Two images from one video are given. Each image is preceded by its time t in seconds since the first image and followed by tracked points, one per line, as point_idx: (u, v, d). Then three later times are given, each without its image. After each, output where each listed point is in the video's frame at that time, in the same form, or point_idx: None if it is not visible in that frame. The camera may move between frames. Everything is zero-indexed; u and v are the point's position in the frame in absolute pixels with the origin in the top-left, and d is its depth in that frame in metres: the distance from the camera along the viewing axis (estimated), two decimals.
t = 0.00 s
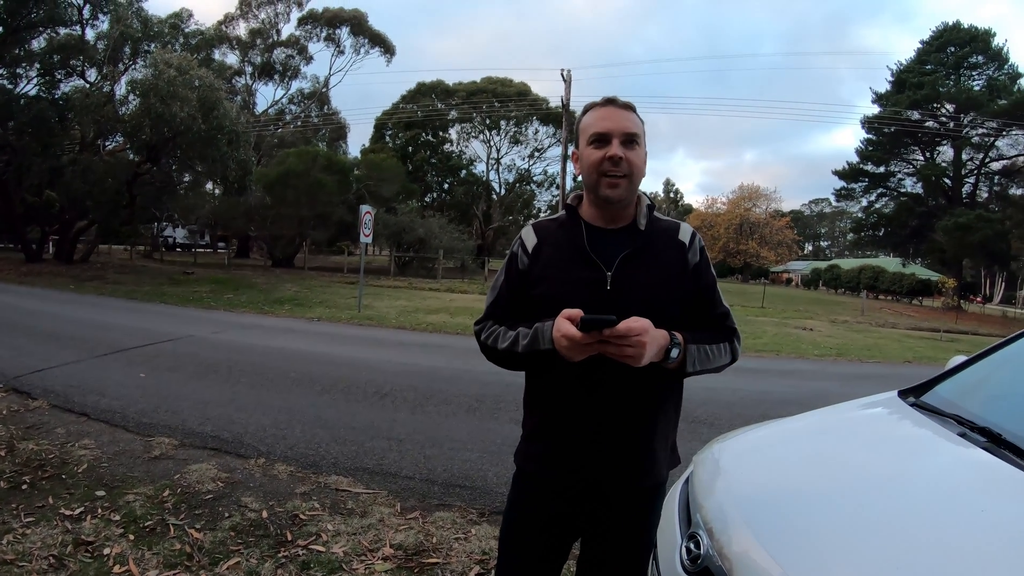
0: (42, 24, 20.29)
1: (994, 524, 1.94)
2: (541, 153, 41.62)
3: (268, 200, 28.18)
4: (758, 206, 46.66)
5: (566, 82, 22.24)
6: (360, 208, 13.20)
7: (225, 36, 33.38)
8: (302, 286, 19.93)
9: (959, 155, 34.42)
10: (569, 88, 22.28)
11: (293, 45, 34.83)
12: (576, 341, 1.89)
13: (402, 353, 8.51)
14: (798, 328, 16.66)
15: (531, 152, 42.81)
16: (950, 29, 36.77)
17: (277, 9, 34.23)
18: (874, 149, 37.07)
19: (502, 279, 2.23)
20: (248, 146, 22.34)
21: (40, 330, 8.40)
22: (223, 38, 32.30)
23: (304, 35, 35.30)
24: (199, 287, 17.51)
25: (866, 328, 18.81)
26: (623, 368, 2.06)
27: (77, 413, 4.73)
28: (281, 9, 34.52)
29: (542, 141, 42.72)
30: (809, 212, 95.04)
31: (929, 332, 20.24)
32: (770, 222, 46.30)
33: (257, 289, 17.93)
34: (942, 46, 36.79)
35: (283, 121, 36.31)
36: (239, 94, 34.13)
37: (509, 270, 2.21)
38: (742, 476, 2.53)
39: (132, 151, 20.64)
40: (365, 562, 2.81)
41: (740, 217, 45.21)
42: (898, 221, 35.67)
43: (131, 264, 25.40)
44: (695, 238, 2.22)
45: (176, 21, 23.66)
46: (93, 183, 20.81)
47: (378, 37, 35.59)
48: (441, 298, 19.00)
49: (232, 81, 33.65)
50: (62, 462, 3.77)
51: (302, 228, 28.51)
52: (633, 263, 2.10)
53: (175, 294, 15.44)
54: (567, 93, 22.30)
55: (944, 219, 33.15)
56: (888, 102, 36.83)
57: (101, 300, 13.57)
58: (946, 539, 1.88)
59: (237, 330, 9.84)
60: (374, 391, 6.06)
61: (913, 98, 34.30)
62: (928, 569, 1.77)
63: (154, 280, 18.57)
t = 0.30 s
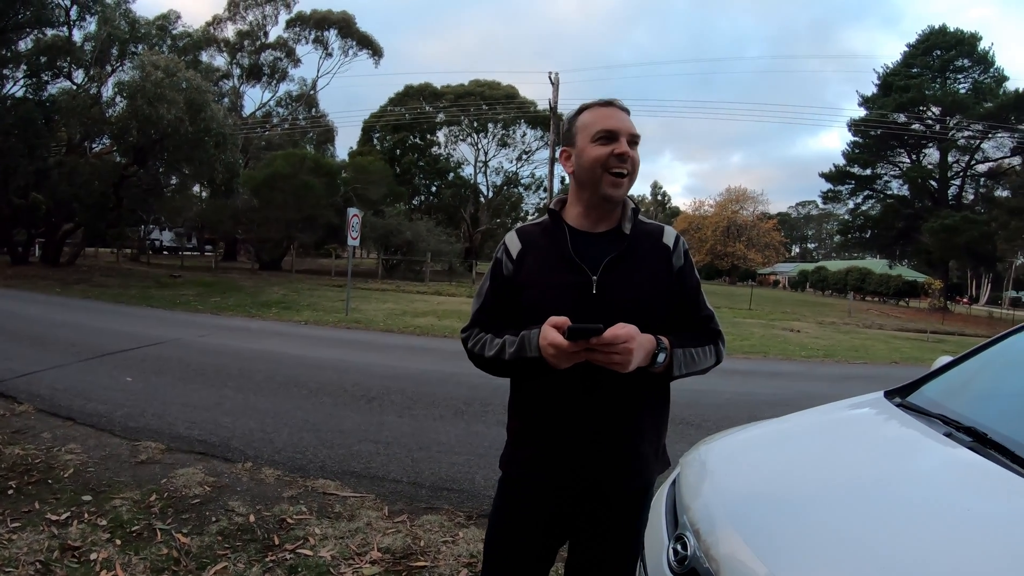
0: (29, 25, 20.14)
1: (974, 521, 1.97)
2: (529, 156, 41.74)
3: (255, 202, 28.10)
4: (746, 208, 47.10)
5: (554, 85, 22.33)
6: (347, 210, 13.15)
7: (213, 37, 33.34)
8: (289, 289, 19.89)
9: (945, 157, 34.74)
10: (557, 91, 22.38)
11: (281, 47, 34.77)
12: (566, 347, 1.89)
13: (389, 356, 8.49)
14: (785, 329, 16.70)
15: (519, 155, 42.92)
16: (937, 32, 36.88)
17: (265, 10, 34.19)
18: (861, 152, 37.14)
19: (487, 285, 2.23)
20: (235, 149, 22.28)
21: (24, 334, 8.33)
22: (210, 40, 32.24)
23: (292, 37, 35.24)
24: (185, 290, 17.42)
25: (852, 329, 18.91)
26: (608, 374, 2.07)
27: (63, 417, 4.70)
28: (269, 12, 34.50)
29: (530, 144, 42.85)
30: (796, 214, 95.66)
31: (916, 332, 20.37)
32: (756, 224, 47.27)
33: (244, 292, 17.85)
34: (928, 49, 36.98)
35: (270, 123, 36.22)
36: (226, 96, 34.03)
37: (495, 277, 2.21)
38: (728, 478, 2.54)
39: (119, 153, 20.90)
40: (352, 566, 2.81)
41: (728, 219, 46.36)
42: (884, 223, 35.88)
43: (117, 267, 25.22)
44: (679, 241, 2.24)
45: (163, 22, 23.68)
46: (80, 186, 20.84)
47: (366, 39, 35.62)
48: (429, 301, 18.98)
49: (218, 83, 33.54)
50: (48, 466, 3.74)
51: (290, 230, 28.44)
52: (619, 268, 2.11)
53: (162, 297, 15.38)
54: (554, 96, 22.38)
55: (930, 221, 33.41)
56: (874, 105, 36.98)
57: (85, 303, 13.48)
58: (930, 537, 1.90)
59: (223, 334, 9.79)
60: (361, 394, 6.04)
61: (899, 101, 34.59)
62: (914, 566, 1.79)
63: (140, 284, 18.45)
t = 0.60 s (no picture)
0: (18, 29, 20.11)
1: (958, 523, 1.98)
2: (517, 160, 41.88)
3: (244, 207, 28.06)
4: (734, 212, 47.45)
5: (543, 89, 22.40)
6: (336, 216, 13.14)
7: (201, 42, 33.33)
8: (278, 295, 19.89)
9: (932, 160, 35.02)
10: (545, 96, 22.48)
11: (269, 51, 34.95)
12: (560, 359, 1.90)
13: (378, 362, 8.49)
14: (773, 332, 16.80)
15: (508, 159, 43.05)
16: (923, 36, 37.19)
17: (253, 15, 34.21)
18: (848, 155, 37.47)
19: (474, 292, 2.22)
20: (224, 154, 22.26)
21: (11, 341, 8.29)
22: (198, 44, 32.26)
23: (280, 41, 35.19)
24: (173, 296, 17.38)
25: (840, 331, 19.04)
26: (595, 384, 2.08)
27: (51, 424, 4.69)
28: (258, 16, 34.56)
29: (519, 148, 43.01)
30: (784, 217, 96.45)
31: (902, 334, 20.53)
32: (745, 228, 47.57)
33: (233, 297, 17.82)
34: (914, 53, 37.25)
35: (258, 128, 36.21)
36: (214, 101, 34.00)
37: (480, 285, 2.21)
38: (714, 482, 2.55)
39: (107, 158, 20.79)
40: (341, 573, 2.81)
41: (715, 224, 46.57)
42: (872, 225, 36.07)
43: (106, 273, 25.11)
44: (663, 251, 2.26)
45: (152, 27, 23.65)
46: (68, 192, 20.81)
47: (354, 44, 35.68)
48: (418, 306, 19.01)
49: (206, 88, 33.52)
50: (36, 474, 3.72)
51: (278, 236, 28.41)
52: (606, 276, 2.12)
53: (150, 303, 15.34)
54: (544, 100, 22.43)
55: (918, 223, 33.66)
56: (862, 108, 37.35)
57: (73, 309, 13.42)
58: (916, 539, 1.91)
59: (212, 339, 9.76)
60: (349, 400, 6.03)
61: (885, 104, 34.88)
62: (900, 568, 1.79)
63: (129, 289, 18.39)
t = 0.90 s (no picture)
0: (7, 36, 20.20)
1: (946, 520, 1.99)
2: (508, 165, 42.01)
3: (234, 214, 28.00)
4: (724, 214, 47.70)
5: (533, 94, 22.53)
6: (327, 222, 13.10)
7: (192, 48, 33.30)
8: (270, 301, 19.86)
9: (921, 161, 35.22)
10: (536, 101, 22.60)
11: (258, 58, 34.83)
12: (550, 363, 1.89)
13: (369, 367, 8.49)
14: (765, 334, 16.85)
15: (499, 164, 43.17)
16: (911, 38, 37.32)
17: (244, 21, 34.23)
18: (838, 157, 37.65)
19: (463, 297, 2.21)
20: (214, 160, 22.22)
21: None
22: (188, 51, 32.20)
23: (271, 47, 35.16)
24: (165, 303, 17.33)
25: (831, 333, 19.11)
26: (584, 389, 2.08)
27: (42, 433, 4.68)
28: (249, 22, 34.57)
29: (510, 153, 43.15)
30: (774, 219, 97.01)
31: (894, 334, 20.61)
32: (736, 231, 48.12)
33: (224, 304, 17.78)
34: (903, 55, 37.35)
35: (249, 134, 36.19)
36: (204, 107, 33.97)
37: (470, 289, 2.20)
38: (704, 485, 2.55)
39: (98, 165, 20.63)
40: None
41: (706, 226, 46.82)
42: (863, 226, 36.20)
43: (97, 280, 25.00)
44: (650, 256, 2.27)
45: (142, 33, 23.64)
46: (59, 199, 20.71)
47: (345, 50, 35.79)
48: (409, 312, 19.00)
49: (197, 94, 33.44)
50: (29, 483, 3.71)
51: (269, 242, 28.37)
52: (595, 282, 2.13)
53: (141, 311, 15.29)
54: (534, 105, 22.50)
55: (909, 223, 33.83)
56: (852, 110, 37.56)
57: (62, 318, 13.36)
58: (905, 537, 1.91)
59: (203, 347, 9.73)
60: (341, 406, 6.03)
61: (875, 106, 35.02)
62: (890, 566, 1.79)
63: (120, 297, 18.30)
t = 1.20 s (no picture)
0: None
1: (937, 520, 1.99)
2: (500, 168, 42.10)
3: (226, 220, 27.92)
4: (717, 216, 47.85)
5: (524, 98, 22.59)
6: (318, 228, 13.06)
7: (183, 54, 33.24)
8: (262, 308, 19.83)
9: (911, 160, 35.46)
10: (527, 105, 22.66)
11: (248, 64, 34.71)
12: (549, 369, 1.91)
13: (361, 373, 8.48)
14: (757, 335, 16.89)
15: (491, 168, 43.26)
16: (900, 39, 37.51)
17: (235, 27, 34.20)
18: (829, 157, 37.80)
19: (457, 300, 2.23)
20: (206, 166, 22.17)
21: None
22: (178, 57, 32.09)
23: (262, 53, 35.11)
24: (157, 310, 17.27)
25: (823, 333, 19.19)
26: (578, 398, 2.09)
27: (35, 442, 4.66)
28: (239, 28, 34.49)
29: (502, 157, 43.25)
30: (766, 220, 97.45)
31: (886, 334, 20.69)
32: (727, 232, 48.36)
33: (216, 312, 17.75)
34: (892, 55, 37.46)
35: (241, 140, 36.13)
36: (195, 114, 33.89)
37: (464, 292, 2.21)
38: (698, 486, 2.55)
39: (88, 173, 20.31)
40: None
41: (699, 228, 47.01)
42: (854, 226, 36.37)
43: (89, 288, 24.88)
44: (644, 262, 2.28)
45: (133, 40, 23.59)
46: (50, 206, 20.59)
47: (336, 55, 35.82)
48: (402, 317, 19.00)
49: (187, 100, 33.31)
50: (22, 493, 3.70)
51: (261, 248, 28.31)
52: (589, 287, 2.13)
53: (133, 318, 15.25)
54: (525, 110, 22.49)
55: (899, 223, 33.99)
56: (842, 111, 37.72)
57: (53, 326, 13.31)
58: (897, 538, 1.91)
59: (196, 354, 9.70)
60: (335, 413, 6.03)
61: (865, 107, 35.18)
62: (884, 567, 1.79)
63: (111, 304, 18.23)
